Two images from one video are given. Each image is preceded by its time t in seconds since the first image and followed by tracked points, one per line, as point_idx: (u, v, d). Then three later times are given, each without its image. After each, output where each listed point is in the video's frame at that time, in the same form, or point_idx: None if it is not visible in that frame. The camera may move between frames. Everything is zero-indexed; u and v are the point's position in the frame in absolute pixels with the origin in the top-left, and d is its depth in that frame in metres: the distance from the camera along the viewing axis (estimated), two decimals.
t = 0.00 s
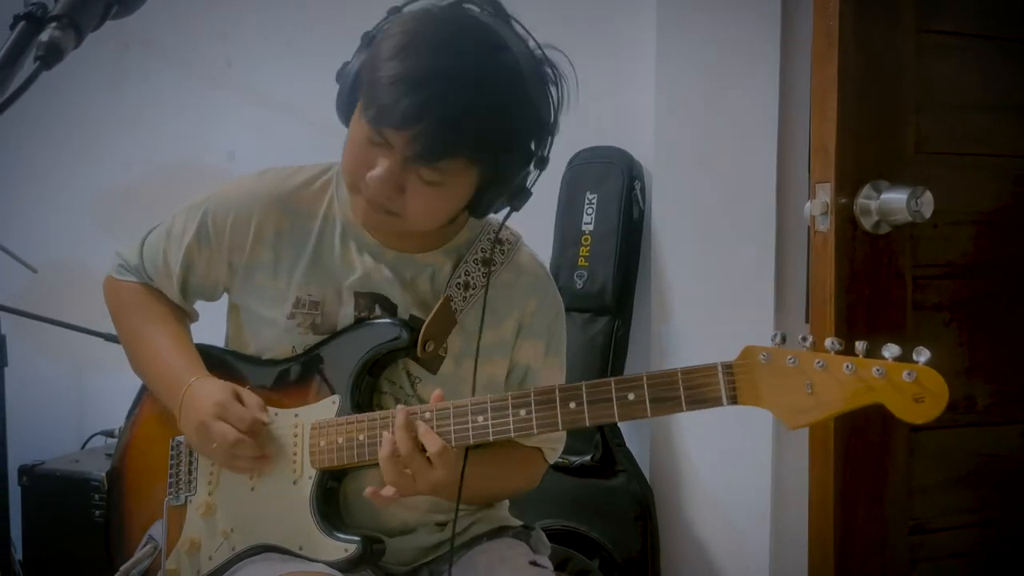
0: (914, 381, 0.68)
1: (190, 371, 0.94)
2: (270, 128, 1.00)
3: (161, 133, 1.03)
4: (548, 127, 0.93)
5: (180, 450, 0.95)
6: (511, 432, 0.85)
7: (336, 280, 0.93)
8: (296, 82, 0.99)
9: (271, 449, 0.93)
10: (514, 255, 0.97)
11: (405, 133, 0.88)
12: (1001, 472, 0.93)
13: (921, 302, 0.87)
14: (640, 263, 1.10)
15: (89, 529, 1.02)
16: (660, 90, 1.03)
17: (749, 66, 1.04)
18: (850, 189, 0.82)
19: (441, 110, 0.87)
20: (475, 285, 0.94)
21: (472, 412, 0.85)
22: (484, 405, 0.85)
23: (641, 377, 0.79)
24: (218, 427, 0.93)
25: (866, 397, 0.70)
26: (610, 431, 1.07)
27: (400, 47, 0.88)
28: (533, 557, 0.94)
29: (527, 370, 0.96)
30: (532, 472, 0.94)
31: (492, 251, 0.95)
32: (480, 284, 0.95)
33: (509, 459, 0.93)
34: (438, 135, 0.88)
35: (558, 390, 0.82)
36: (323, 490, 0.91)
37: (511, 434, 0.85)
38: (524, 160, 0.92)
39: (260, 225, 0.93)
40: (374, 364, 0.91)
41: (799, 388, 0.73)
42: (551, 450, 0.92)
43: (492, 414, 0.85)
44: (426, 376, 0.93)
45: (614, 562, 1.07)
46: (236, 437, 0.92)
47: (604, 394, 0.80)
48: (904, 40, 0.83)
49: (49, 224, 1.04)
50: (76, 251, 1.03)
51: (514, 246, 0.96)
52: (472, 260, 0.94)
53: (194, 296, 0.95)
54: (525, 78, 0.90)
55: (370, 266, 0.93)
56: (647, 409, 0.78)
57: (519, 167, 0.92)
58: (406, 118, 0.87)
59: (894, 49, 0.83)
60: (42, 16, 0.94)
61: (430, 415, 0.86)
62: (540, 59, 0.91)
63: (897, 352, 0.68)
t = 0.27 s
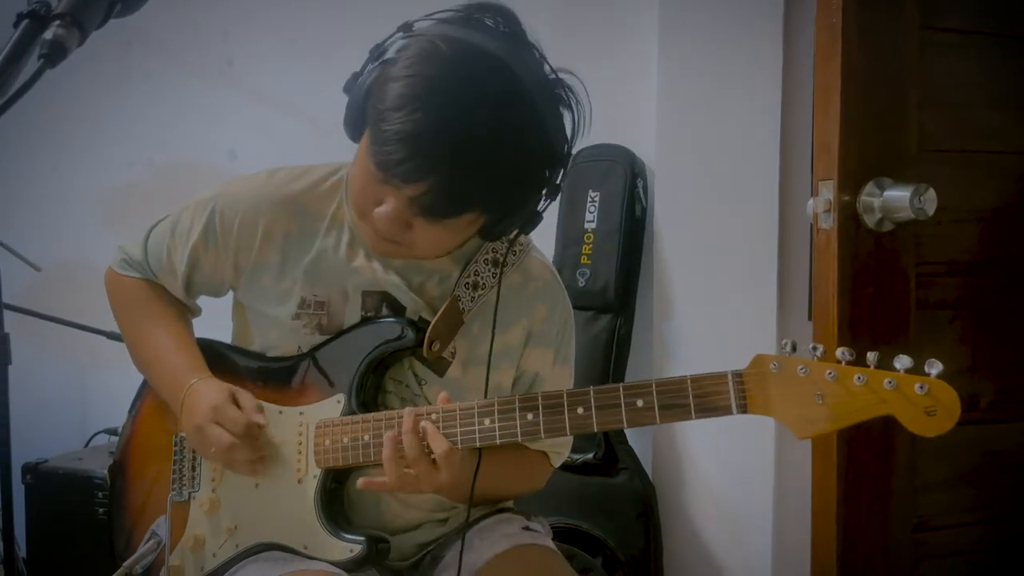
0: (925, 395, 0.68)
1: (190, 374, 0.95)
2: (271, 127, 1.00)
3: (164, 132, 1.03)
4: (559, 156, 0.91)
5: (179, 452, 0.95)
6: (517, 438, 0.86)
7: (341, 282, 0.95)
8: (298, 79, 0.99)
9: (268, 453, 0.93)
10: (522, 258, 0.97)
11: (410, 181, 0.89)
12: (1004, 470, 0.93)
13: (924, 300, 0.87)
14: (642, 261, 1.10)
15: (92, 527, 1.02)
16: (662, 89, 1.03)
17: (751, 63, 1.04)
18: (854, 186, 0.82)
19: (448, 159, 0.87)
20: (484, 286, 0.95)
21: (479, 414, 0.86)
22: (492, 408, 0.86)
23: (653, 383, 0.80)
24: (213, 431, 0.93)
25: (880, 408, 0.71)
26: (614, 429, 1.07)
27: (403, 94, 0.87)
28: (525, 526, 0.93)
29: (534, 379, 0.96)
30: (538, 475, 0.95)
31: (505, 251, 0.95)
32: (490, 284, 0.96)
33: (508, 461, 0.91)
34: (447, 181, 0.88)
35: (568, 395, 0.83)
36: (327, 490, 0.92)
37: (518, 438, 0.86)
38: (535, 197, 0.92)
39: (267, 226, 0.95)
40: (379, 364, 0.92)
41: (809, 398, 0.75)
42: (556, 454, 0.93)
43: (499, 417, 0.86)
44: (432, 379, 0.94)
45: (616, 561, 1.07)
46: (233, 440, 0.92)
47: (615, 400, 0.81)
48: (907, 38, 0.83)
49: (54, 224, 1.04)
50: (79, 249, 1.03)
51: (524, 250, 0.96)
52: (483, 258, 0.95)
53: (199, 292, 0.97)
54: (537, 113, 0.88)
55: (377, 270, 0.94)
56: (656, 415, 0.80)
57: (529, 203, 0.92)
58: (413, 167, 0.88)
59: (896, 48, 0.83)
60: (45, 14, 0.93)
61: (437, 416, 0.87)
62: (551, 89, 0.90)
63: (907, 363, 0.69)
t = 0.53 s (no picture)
0: (943, 402, 0.69)
1: (195, 372, 0.95)
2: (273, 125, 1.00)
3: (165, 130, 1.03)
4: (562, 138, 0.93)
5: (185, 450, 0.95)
6: (525, 440, 0.85)
7: (347, 281, 0.96)
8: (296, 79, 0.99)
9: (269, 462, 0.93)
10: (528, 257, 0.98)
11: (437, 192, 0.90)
12: (1009, 468, 0.93)
13: (928, 298, 0.87)
14: (644, 260, 1.09)
15: (94, 525, 1.02)
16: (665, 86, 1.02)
17: (753, 60, 1.03)
18: (857, 183, 0.82)
19: (478, 174, 0.89)
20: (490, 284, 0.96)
21: (488, 416, 0.86)
22: (500, 410, 0.85)
23: (663, 387, 0.79)
24: (223, 428, 0.93)
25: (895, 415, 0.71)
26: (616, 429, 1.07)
27: (416, 108, 0.88)
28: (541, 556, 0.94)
29: (540, 376, 0.98)
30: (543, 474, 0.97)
31: (507, 250, 0.97)
32: (495, 283, 0.97)
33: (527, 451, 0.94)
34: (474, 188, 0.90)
35: (576, 397, 0.83)
36: (334, 493, 0.92)
37: (527, 440, 0.85)
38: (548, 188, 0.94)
39: (271, 226, 0.96)
40: (386, 365, 0.92)
41: (824, 405, 0.74)
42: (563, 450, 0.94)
43: (509, 419, 0.85)
44: (440, 377, 0.96)
45: (619, 559, 1.07)
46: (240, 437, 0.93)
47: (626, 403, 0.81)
48: (910, 34, 0.83)
49: (56, 222, 1.04)
50: (81, 247, 1.03)
51: (527, 248, 0.98)
52: (488, 258, 0.96)
53: (201, 295, 0.97)
54: (541, 102, 0.90)
55: (383, 269, 0.95)
56: (668, 419, 0.79)
57: (546, 197, 0.94)
58: (437, 179, 0.89)
59: (899, 45, 0.82)
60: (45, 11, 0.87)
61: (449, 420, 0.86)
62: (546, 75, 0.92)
63: (924, 370, 0.69)
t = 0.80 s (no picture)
0: (939, 396, 0.72)
1: (204, 382, 0.94)
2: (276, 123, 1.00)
3: (168, 129, 1.03)
4: (538, 104, 0.90)
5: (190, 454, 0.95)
6: (530, 437, 0.87)
7: (354, 271, 0.94)
8: (298, 76, 0.99)
9: (275, 457, 0.93)
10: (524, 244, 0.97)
11: (419, 158, 0.88)
12: (1014, 468, 0.92)
13: (934, 297, 0.86)
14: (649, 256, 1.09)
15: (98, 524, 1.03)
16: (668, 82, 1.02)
17: (757, 57, 1.03)
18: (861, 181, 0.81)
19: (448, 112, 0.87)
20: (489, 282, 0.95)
21: (491, 413, 0.88)
22: (504, 406, 0.87)
23: (665, 382, 0.81)
24: (223, 458, 0.93)
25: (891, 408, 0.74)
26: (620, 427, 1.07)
27: (393, 75, 0.87)
28: (535, 535, 0.94)
29: (543, 359, 0.97)
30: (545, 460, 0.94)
31: (502, 246, 0.96)
32: (493, 280, 0.95)
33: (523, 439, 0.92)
34: (457, 151, 0.88)
35: (581, 393, 0.85)
36: (338, 487, 0.93)
37: (531, 436, 0.87)
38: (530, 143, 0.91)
39: (277, 214, 0.94)
40: (392, 365, 0.92)
41: (823, 399, 0.77)
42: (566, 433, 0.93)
43: (513, 415, 0.87)
44: (444, 370, 0.94)
45: (621, 558, 1.07)
46: (239, 470, 0.93)
47: (628, 397, 0.83)
48: (916, 31, 0.83)
49: (59, 221, 1.04)
50: (85, 246, 1.03)
51: (523, 238, 0.96)
52: (483, 257, 0.95)
53: (208, 294, 0.96)
54: (518, 67, 0.88)
55: (393, 262, 0.94)
56: (669, 414, 0.81)
57: (519, 145, 0.90)
58: (418, 148, 0.88)
59: (903, 42, 0.82)
60: (48, 11, 0.86)
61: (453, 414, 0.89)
62: (523, 42, 0.89)
63: (920, 365, 0.71)
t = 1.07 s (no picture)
0: (913, 344, 0.71)
1: (205, 386, 0.94)
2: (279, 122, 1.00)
3: (171, 129, 1.03)
4: (521, 80, 0.89)
5: (190, 458, 0.94)
6: (519, 414, 0.86)
7: (349, 267, 0.94)
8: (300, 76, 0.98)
9: (273, 458, 0.93)
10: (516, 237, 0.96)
11: (408, 133, 0.86)
12: (1018, 467, 0.92)
13: (938, 295, 0.86)
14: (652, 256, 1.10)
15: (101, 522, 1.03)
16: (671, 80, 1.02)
17: (760, 55, 1.03)
18: (863, 179, 0.81)
19: (435, 85, 0.85)
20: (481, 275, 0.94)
21: (482, 395, 0.87)
22: (493, 387, 0.86)
23: (647, 353, 0.80)
24: (222, 462, 0.92)
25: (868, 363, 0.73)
26: (621, 425, 1.07)
27: (379, 47, 0.85)
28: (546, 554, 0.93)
29: (539, 347, 0.95)
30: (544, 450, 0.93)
31: (493, 240, 0.95)
32: (485, 274, 0.94)
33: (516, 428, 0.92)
34: (445, 125, 0.87)
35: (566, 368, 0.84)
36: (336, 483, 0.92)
37: (520, 415, 0.86)
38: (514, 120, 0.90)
39: (273, 212, 0.93)
40: (387, 358, 0.92)
41: (800, 355, 0.76)
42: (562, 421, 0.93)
43: (503, 396, 0.86)
44: (441, 360, 0.93)
45: (624, 557, 1.07)
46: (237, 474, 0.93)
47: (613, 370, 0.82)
48: (919, 28, 0.83)
49: (64, 221, 1.04)
50: (92, 246, 1.04)
51: (517, 232, 0.96)
52: (475, 250, 0.94)
53: (209, 295, 0.95)
54: (504, 43, 0.87)
55: (387, 256, 0.93)
56: (653, 382, 0.80)
57: (505, 122, 0.89)
58: (406, 122, 0.85)
59: (906, 40, 0.82)
60: (51, 10, 0.86)
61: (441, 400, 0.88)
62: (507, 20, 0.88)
63: (893, 316, 0.72)
